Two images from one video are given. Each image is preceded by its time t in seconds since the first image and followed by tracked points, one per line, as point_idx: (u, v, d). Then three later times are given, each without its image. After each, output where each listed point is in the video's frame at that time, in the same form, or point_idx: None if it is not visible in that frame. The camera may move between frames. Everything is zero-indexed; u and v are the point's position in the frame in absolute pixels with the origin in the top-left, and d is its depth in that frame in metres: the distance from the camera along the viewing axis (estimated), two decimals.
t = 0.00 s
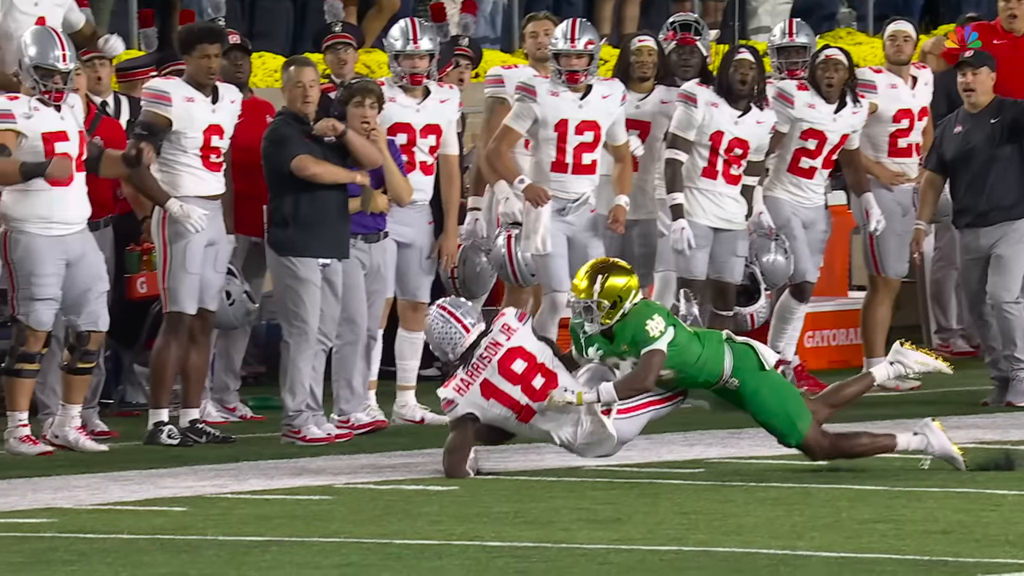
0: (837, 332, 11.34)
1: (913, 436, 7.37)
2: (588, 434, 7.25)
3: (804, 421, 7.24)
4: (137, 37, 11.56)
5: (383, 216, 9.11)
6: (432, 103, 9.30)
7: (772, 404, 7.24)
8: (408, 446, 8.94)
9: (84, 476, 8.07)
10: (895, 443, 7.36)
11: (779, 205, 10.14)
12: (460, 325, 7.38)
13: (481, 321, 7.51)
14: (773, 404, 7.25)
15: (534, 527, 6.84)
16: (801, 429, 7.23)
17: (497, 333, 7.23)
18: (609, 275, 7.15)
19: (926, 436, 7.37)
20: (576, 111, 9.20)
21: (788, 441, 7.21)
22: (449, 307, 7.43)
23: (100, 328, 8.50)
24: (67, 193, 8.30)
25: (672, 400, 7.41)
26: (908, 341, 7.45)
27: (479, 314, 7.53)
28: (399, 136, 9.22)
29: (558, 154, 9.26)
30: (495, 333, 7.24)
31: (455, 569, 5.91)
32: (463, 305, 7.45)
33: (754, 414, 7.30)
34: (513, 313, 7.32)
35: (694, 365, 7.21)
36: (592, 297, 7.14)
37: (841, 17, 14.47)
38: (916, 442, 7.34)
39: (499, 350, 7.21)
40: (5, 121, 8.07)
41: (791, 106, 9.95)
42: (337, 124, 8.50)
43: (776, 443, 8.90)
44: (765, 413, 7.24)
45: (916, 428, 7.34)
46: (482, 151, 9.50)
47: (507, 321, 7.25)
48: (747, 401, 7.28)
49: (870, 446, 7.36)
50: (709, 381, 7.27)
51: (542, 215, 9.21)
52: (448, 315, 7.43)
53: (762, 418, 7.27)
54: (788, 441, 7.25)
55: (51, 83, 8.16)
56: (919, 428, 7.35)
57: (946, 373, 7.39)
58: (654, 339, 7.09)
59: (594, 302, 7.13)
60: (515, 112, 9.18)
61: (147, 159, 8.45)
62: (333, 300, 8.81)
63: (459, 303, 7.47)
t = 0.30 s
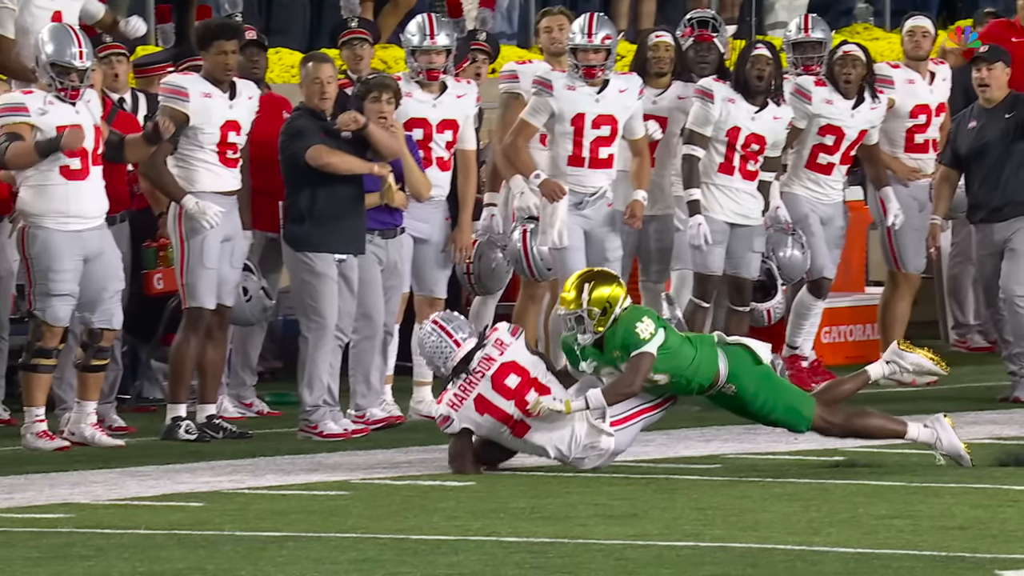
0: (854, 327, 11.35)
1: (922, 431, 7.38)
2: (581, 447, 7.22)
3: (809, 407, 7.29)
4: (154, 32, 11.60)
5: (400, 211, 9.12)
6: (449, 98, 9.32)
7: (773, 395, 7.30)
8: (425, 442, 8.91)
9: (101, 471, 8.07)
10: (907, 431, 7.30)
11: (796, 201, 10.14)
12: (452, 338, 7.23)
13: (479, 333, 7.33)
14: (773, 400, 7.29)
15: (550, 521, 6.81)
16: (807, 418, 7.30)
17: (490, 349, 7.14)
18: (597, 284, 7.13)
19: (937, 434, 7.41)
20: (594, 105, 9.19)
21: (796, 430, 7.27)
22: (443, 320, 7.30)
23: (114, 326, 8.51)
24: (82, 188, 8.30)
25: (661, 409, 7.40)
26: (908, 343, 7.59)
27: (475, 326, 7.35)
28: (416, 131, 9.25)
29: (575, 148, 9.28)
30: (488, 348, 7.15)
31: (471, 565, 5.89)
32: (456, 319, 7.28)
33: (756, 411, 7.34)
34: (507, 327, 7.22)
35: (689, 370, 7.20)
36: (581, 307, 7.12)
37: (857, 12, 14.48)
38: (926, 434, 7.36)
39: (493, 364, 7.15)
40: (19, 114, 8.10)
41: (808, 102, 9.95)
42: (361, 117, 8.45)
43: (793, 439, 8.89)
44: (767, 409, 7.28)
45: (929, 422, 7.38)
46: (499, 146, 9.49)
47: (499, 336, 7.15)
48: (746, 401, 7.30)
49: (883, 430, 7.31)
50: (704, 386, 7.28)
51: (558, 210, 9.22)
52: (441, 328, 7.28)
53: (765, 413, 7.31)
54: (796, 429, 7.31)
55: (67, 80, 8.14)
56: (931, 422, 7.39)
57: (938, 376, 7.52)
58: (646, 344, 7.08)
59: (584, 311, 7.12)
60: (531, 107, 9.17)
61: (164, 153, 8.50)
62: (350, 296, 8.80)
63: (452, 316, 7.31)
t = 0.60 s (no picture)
0: (857, 327, 11.35)
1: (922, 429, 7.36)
2: (580, 447, 7.23)
3: (809, 405, 7.31)
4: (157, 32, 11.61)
5: (402, 211, 9.12)
6: (452, 97, 9.33)
7: (773, 394, 7.31)
8: (427, 441, 8.90)
9: (103, 470, 8.07)
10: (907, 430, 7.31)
11: (799, 200, 10.14)
12: (452, 340, 7.23)
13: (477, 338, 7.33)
14: (772, 399, 7.29)
15: (553, 521, 6.81)
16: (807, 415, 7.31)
17: (489, 351, 7.14)
18: (595, 286, 7.13)
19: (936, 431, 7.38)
20: (596, 104, 9.20)
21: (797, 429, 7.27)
22: (443, 323, 7.29)
23: (117, 326, 8.50)
24: (85, 187, 8.30)
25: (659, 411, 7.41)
26: (909, 344, 7.58)
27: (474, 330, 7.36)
28: (418, 130, 9.24)
29: (578, 147, 9.29)
30: (487, 350, 7.14)
31: (474, 564, 5.89)
32: (455, 322, 7.29)
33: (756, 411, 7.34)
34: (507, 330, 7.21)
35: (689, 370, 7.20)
36: (580, 308, 7.12)
37: (860, 11, 14.49)
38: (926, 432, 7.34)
39: (492, 367, 7.14)
40: (21, 113, 8.11)
41: (811, 101, 9.96)
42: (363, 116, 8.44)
43: (796, 439, 8.89)
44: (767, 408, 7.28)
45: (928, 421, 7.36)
46: (501, 146, 9.47)
47: (499, 338, 7.15)
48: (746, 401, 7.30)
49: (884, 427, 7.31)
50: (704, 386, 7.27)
51: (560, 209, 9.19)
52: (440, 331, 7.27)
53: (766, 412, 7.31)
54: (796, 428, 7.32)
55: (70, 79, 8.14)
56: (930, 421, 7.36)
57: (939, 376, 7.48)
58: (645, 343, 7.08)
59: (583, 312, 7.12)
60: (534, 106, 9.17)
61: (167, 152, 8.50)
62: (352, 296, 8.78)
63: (452, 318, 7.31)
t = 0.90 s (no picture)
0: (857, 327, 11.35)
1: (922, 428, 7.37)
2: (580, 450, 7.23)
3: (810, 405, 7.31)
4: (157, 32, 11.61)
5: (402, 211, 9.13)
6: (453, 97, 9.33)
7: (773, 394, 7.31)
8: (427, 441, 8.90)
9: (103, 471, 8.07)
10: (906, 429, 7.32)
11: (800, 201, 10.15)
12: (453, 340, 7.23)
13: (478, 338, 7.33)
14: (772, 399, 7.29)
15: (553, 521, 6.81)
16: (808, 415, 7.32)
17: (490, 351, 7.14)
18: (595, 286, 7.13)
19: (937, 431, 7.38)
20: (596, 104, 9.20)
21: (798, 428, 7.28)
22: (444, 322, 7.30)
23: (117, 326, 8.50)
24: (85, 187, 8.30)
25: (660, 411, 7.41)
26: (909, 344, 7.59)
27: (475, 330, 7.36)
28: (418, 130, 9.24)
29: (578, 147, 9.29)
30: (489, 350, 7.14)
31: (474, 564, 5.89)
32: (456, 323, 7.29)
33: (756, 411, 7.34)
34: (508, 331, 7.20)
35: (689, 371, 7.20)
36: (580, 309, 7.13)
37: (860, 11, 14.50)
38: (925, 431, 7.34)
39: (492, 366, 7.14)
40: (21, 113, 8.11)
41: (811, 101, 9.96)
42: (363, 116, 8.44)
43: (796, 439, 8.89)
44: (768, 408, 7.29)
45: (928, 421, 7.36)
46: (501, 146, 9.47)
47: (499, 338, 7.14)
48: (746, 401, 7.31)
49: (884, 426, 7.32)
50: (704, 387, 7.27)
51: (561, 209, 9.19)
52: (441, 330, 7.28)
53: (766, 412, 7.31)
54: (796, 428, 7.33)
55: (70, 79, 8.14)
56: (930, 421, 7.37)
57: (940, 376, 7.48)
58: (645, 343, 7.08)
59: (583, 312, 7.12)
60: (534, 106, 9.17)
61: (167, 152, 8.50)
62: (353, 296, 8.78)
63: (454, 318, 7.32)
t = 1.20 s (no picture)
0: (857, 327, 11.36)
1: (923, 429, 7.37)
2: (580, 450, 7.23)
3: (809, 405, 7.32)
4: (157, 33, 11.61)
5: (402, 212, 9.13)
6: (453, 97, 9.33)
7: (772, 394, 7.32)
8: (427, 441, 8.90)
9: (103, 471, 8.07)
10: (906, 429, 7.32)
11: (800, 200, 10.15)
12: (452, 340, 7.22)
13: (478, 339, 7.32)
14: (772, 399, 7.30)
15: (553, 521, 6.81)
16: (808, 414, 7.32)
17: (489, 351, 7.13)
18: (595, 286, 7.13)
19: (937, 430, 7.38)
20: (596, 104, 9.19)
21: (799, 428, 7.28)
22: (444, 322, 7.30)
23: (117, 326, 8.50)
24: (85, 187, 8.30)
25: (659, 411, 7.40)
26: (909, 343, 7.59)
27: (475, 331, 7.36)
28: (418, 130, 9.24)
29: (578, 147, 9.29)
30: (489, 350, 7.13)
31: (474, 564, 5.89)
32: (456, 323, 7.28)
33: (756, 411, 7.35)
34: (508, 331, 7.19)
35: (689, 371, 7.20)
36: (581, 308, 7.13)
37: (860, 11, 14.50)
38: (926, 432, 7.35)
39: (492, 366, 7.13)
40: (21, 113, 8.11)
41: (811, 101, 9.96)
42: (363, 116, 8.44)
43: (796, 439, 8.89)
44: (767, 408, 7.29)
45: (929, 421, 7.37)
46: (501, 146, 9.47)
47: (499, 338, 7.14)
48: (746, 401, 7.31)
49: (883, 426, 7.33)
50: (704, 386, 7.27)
51: (561, 209, 9.19)
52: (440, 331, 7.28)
53: (767, 412, 7.31)
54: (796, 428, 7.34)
55: (70, 79, 8.14)
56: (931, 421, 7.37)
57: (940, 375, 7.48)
58: (645, 343, 7.08)
59: (583, 312, 7.12)
60: (534, 106, 9.17)
61: (167, 152, 8.50)
62: (353, 296, 8.78)
63: (454, 318, 7.31)
